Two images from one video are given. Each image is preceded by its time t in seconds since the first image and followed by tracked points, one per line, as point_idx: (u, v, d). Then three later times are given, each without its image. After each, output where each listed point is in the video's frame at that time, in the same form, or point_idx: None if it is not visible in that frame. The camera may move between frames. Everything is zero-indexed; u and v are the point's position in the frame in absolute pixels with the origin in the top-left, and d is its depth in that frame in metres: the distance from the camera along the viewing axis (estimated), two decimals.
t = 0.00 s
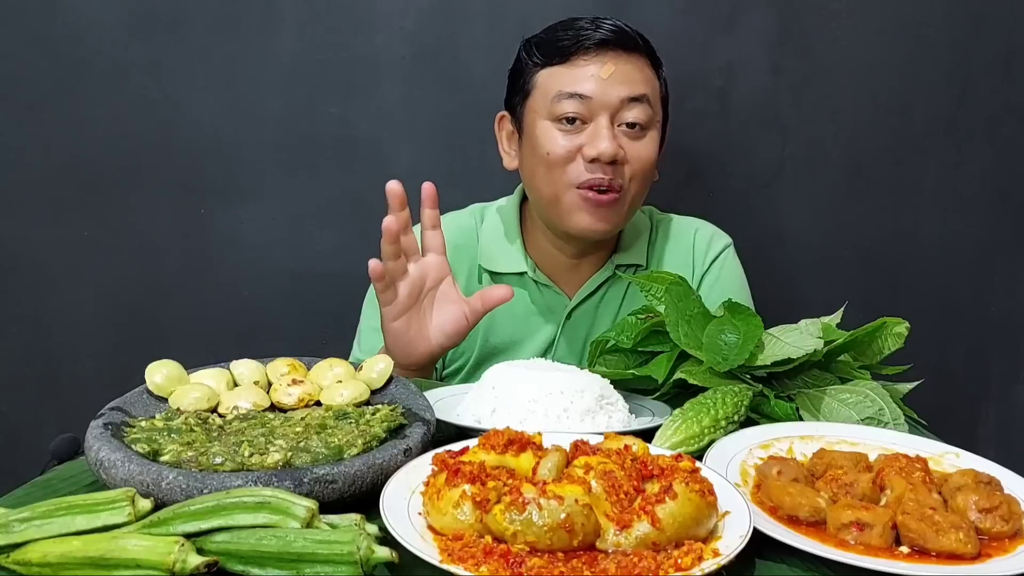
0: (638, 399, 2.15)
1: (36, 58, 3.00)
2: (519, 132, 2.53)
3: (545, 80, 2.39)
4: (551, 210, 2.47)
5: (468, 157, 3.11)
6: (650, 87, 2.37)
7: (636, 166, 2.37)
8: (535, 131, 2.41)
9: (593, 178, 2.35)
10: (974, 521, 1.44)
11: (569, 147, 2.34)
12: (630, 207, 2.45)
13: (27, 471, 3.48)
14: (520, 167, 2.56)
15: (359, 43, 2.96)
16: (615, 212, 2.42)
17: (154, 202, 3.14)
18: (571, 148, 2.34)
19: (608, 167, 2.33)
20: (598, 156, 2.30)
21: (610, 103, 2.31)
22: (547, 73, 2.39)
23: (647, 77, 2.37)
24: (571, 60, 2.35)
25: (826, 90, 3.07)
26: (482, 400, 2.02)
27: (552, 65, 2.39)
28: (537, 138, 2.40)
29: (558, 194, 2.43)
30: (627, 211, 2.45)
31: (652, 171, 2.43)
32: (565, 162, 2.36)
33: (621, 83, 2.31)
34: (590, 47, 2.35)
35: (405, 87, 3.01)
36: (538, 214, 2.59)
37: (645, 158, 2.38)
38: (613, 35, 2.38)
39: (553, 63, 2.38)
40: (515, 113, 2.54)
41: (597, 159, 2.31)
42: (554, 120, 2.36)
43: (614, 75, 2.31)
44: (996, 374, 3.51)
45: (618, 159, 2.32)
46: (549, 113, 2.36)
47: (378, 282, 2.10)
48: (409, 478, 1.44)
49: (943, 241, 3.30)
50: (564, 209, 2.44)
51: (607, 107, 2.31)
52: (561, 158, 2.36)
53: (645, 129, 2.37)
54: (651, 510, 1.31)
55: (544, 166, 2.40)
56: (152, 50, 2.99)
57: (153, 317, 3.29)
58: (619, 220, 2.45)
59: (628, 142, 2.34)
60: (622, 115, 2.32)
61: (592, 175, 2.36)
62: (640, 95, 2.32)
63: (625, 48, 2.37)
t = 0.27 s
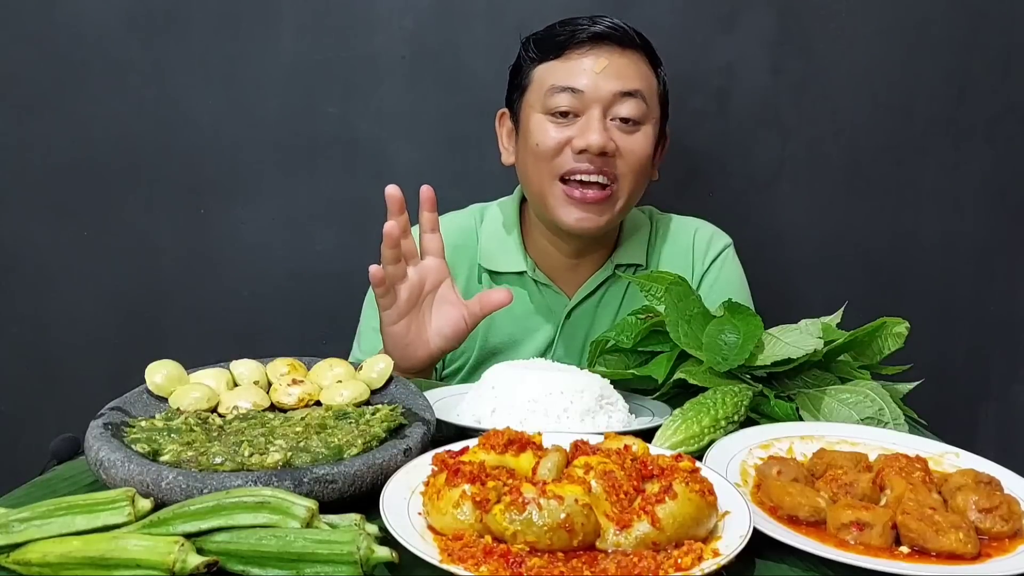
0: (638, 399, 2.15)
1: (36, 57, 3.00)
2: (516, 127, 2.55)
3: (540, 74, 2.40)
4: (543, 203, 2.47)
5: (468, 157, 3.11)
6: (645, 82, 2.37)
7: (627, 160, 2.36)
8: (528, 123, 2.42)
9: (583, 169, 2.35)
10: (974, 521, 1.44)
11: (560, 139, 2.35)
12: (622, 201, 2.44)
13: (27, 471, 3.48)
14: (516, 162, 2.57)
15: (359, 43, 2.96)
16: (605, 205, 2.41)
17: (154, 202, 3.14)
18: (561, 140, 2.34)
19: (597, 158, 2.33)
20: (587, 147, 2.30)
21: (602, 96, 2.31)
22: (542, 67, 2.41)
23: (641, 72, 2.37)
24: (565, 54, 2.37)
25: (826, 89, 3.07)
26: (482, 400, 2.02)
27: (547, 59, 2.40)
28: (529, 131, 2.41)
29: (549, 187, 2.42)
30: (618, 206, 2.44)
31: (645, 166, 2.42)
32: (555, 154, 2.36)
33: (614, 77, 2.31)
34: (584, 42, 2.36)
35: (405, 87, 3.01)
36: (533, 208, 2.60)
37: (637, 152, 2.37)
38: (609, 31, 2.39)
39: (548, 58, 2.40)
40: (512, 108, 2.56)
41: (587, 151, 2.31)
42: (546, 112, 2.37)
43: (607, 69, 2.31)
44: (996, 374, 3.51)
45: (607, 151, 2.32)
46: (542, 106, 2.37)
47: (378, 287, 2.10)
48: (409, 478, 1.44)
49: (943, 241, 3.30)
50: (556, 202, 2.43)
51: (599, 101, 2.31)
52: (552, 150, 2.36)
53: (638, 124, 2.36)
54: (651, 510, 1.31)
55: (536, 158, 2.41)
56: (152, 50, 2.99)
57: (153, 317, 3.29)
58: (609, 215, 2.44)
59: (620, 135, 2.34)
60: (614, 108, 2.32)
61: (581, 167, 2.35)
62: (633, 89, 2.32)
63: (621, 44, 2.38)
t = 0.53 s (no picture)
0: (638, 399, 2.15)
1: (35, 57, 3.00)
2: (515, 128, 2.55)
3: (540, 73, 2.41)
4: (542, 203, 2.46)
5: (468, 157, 3.11)
6: (644, 80, 2.38)
7: (627, 157, 2.36)
8: (528, 122, 2.42)
9: (583, 167, 2.34)
10: (974, 522, 1.44)
11: (560, 137, 2.35)
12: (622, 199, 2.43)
13: (27, 471, 3.48)
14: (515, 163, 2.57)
15: (359, 43, 2.96)
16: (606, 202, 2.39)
17: (154, 202, 3.14)
18: (561, 137, 2.34)
19: (597, 155, 2.32)
20: (587, 144, 2.30)
21: (601, 94, 2.32)
22: (542, 67, 2.42)
23: (640, 70, 2.38)
24: (565, 53, 2.38)
25: (826, 89, 3.07)
26: (482, 400, 2.02)
27: (546, 59, 2.41)
28: (529, 130, 2.41)
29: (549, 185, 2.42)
30: (619, 204, 2.43)
31: (645, 164, 2.42)
32: (555, 152, 2.36)
33: (613, 75, 2.32)
34: (583, 40, 2.38)
35: (405, 87, 3.01)
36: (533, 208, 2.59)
37: (637, 150, 2.37)
38: (608, 30, 2.41)
39: (548, 57, 2.41)
40: (512, 109, 2.56)
41: (587, 148, 2.31)
42: (546, 111, 2.37)
43: (607, 68, 2.33)
44: (996, 374, 3.51)
45: (607, 148, 2.32)
46: (541, 104, 2.38)
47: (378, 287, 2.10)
48: (409, 478, 1.44)
49: (943, 241, 3.30)
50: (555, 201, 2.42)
51: (599, 98, 2.32)
52: (552, 148, 2.36)
53: (637, 122, 2.37)
54: (651, 510, 1.31)
55: (535, 156, 2.40)
56: (152, 49, 2.99)
57: (153, 317, 3.29)
58: (609, 212, 2.42)
59: (620, 133, 2.34)
60: (614, 106, 2.33)
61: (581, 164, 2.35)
62: (632, 87, 2.33)
63: (620, 43, 2.40)
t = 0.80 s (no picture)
0: (638, 399, 2.15)
1: (35, 57, 3.00)
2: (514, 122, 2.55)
3: (538, 65, 2.43)
4: (542, 192, 2.45)
5: (468, 157, 3.11)
6: (641, 70, 2.39)
7: (626, 142, 2.35)
8: (527, 113, 2.42)
9: (583, 151, 2.33)
10: (974, 521, 1.44)
11: (559, 123, 2.34)
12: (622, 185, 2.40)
13: (27, 471, 3.48)
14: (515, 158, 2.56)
15: (359, 43, 2.96)
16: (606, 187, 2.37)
17: (154, 202, 3.14)
18: (560, 123, 2.34)
19: (596, 140, 2.32)
20: (586, 127, 2.29)
21: (599, 81, 2.33)
22: (539, 59, 2.43)
23: (636, 60, 2.39)
24: (562, 44, 2.40)
25: (826, 89, 3.07)
26: (482, 400, 2.02)
27: (544, 51, 2.43)
28: (528, 119, 2.41)
29: (548, 173, 2.40)
30: (619, 191, 2.41)
31: (644, 152, 2.41)
32: (554, 138, 2.36)
33: (610, 63, 2.34)
34: (579, 31, 2.40)
35: (405, 87, 3.02)
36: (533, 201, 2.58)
37: (636, 136, 2.36)
38: (604, 22, 2.43)
39: (545, 50, 2.42)
40: (511, 106, 2.56)
41: (586, 131, 2.30)
42: (545, 100, 2.38)
43: (603, 57, 2.34)
44: (996, 374, 3.51)
45: (606, 132, 2.31)
46: (540, 94, 2.38)
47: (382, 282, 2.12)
48: (409, 478, 1.44)
49: (943, 241, 3.30)
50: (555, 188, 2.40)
51: (596, 86, 2.33)
52: (550, 135, 2.36)
53: (635, 109, 2.37)
54: (651, 510, 1.31)
55: (535, 145, 2.40)
56: (152, 50, 2.99)
57: (153, 317, 3.29)
58: (609, 198, 2.40)
59: (618, 119, 2.34)
60: (611, 93, 2.34)
61: (580, 149, 2.33)
62: (629, 75, 2.35)
63: (616, 35, 2.42)
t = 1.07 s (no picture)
0: (638, 399, 2.15)
1: (36, 58, 3.01)
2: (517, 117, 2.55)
3: (542, 61, 2.43)
4: (544, 186, 2.45)
5: (469, 157, 3.11)
6: (644, 66, 2.40)
7: (630, 136, 2.36)
8: (530, 108, 2.43)
9: (586, 145, 2.34)
10: (974, 522, 1.44)
11: (562, 118, 2.35)
12: (625, 181, 2.41)
13: (27, 471, 3.48)
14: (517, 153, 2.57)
15: (359, 43, 2.96)
16: (609, 182, 2.39)
17: (154, 202, 3.14)
18: (564, 117, 2.35)
19: (599, 134, 2.33)
20: (590, 121, 2.31)
21: (603, 77, 2.33)
22: (543, 55, 2.43)
23: (640, 57, 2.40)
24: (566, 40, 2.40)
25: (826, 90, 3.07)
26: (482, 400, 2.02)
27: (548, 47, 2.42)
28: (531, 114, 2.41)
29: (551, 166, 2.41)
30: (621, 187, 2.42)
31: (647, 149, 2.42)
32: (558, 133, 2.36)
33: (614, 59, 2.34)
34: (584, 27, 2.40)
35: (405, 87, 3.02)
36: (534, 198, 2.58)
37: (639, 132, 2.37)
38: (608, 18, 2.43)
39: (549, 45, 2.42)
40: (513, 101, 2.56)
41: (590, 126, 2.32)
42: (549, 94, 2.38)
43: (608, 53, 2.35)
44: (996, 374, 3.51)
45: (610, 127, 2.32)
46: (543, 88, 2.39)
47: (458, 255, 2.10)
48: (409, 478, 1.44)
49: (943, 241, 3.30)
50: (558, 181, 2.41)
51: (600, 81, 2.34)
52: (554, 129, 2.36)
53: (639, 106, 2.38)
54: (651, 510, 1.31)
55: (538, 138, 2.40)
56: (152, 50, 2.99)
57: (153, 317, 3.28)
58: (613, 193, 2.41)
59: (621, 115, 2.35)
60: (615, 89, 2.34)
61: (584, 143, 2.34)
62: (633, 71, 2.35)
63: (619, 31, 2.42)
